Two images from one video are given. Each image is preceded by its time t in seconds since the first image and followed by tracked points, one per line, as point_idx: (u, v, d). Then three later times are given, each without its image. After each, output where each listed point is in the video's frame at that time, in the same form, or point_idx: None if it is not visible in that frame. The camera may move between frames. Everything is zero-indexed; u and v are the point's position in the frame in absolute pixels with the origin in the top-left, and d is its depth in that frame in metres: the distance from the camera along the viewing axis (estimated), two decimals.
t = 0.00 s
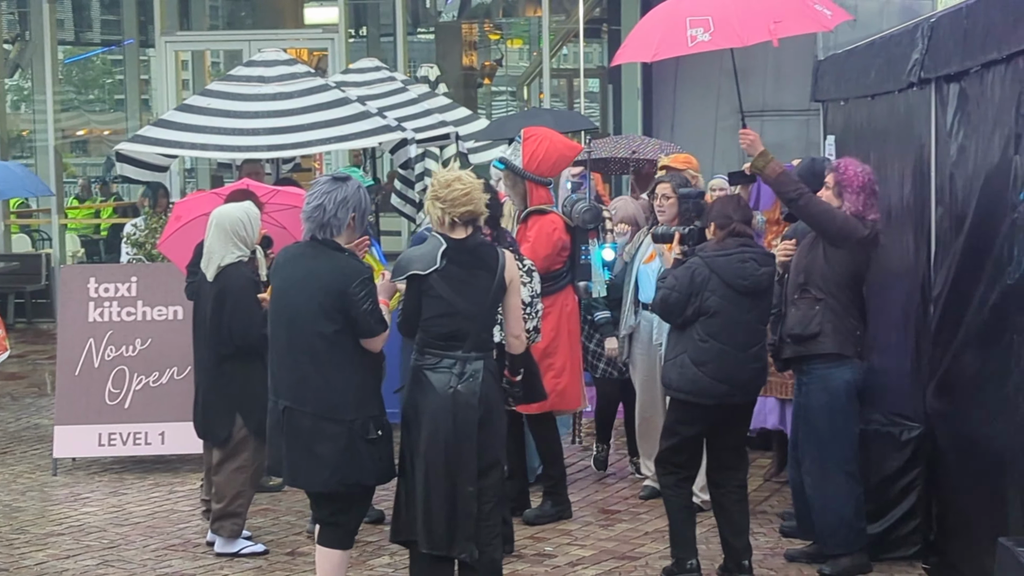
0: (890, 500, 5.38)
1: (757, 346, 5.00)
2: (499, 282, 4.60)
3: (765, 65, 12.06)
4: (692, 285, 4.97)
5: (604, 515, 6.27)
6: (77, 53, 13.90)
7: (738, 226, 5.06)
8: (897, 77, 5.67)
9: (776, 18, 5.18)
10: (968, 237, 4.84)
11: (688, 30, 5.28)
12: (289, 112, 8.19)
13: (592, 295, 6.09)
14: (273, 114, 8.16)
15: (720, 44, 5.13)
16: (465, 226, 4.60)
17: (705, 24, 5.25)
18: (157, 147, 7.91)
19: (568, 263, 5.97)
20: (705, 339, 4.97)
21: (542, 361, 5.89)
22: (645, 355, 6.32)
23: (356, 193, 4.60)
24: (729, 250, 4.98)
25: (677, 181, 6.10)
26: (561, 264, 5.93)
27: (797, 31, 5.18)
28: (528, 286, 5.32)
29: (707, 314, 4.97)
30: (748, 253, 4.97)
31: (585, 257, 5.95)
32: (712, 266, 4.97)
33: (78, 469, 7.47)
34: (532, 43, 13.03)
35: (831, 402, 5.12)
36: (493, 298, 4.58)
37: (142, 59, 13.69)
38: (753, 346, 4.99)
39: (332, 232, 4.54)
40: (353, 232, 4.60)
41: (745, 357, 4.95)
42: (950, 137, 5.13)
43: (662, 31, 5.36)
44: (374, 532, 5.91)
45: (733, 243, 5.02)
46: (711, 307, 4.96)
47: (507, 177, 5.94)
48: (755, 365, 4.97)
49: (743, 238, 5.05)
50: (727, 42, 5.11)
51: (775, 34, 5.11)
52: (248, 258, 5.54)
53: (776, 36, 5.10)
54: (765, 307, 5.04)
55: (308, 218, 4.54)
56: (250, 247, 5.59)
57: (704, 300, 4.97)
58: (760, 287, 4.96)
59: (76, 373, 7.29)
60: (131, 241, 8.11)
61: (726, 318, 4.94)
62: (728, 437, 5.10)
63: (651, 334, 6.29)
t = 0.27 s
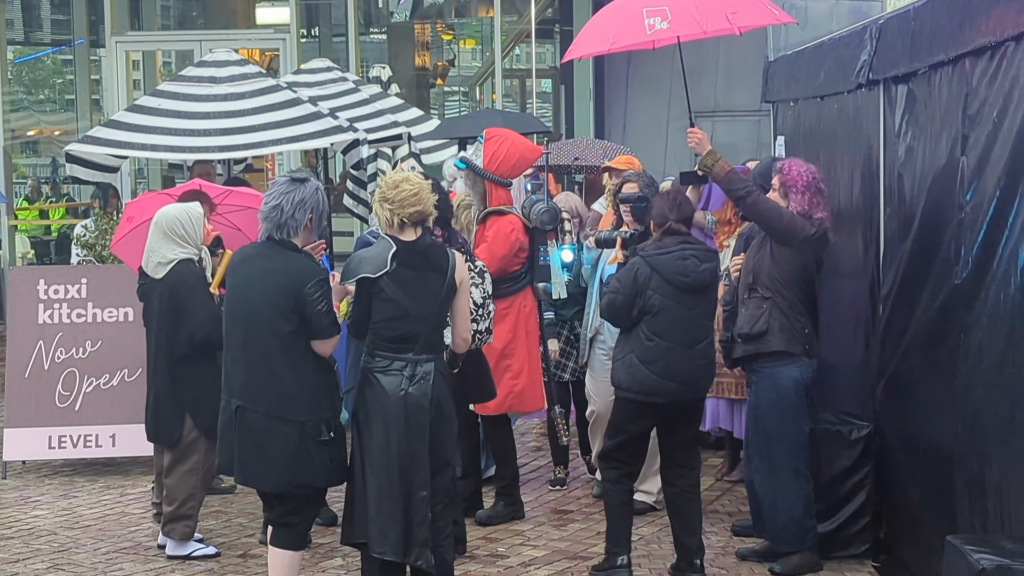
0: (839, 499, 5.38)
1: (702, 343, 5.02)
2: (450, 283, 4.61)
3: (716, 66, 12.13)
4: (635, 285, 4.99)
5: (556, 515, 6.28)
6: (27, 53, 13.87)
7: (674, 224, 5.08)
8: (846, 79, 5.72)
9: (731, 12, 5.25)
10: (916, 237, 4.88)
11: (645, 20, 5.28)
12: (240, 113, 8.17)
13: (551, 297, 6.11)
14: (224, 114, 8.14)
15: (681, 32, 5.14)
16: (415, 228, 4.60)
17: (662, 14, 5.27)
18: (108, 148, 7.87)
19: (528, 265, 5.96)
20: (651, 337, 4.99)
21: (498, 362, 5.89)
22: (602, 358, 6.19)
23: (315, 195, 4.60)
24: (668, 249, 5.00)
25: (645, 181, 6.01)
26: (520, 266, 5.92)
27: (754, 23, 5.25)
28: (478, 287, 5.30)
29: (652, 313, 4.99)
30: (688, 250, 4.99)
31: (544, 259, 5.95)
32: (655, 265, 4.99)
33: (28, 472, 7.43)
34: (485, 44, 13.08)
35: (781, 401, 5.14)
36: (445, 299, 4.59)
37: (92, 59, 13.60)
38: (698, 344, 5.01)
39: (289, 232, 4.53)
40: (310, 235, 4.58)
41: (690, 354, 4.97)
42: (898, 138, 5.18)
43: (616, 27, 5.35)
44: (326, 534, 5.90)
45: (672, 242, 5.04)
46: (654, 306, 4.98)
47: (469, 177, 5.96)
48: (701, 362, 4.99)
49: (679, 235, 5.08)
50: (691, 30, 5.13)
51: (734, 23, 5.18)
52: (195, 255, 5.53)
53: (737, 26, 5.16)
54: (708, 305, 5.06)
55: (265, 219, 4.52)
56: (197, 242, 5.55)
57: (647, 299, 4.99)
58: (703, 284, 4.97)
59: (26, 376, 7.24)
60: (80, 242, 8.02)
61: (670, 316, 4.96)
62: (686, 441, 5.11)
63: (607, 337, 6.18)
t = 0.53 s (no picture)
0: (804, 498, 5.36)
1: (639, 340, 5.02)
2: (414, 284, 4.61)
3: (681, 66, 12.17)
4: (569, 284, 5.01)
5: (522, 515, 6.29)
6: None
7: (608, 222, 5.06)
8: (811, 79, 5.74)
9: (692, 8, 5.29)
10: (881, 237, 4.91)
11: (608, 17, 5.28)
12: (205, 113, 8.15)
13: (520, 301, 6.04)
14: (189, 114, 8.12)
15: (645, 25, 5.14)
16: (379, 228, 4.59)
17: (625, 10, 5.26)
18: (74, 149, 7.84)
19: (500, 267, 5.97)
20: (586, 335, 5.01)
21: (467, 362, 5.91)
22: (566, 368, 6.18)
23: (286, 197, 4.57)
24: (600, 246, 5.02)
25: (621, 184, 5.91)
26: (492, 267, 5.91)
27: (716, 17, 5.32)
28: (444, 288, 5.29)
29: (585, 311, 5.01)
30: (620, 246, 5.00)
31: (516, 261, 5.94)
32: (587, 262, 5.00)
33: None
34: (450, 44, 13.07)
35: (747, 400, 5.14)
36: (409, 299, 4.60)
37: (57, 59, 13.49)
38: (636, 340, 5.02)
39: (258, 231, 4.51)
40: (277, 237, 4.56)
41: (628, 351, 4.97)
42: (863, 139, 5.21)
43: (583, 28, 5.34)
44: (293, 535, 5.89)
45: (603, 240, 5.05)
46: (587, 304, 5.00)
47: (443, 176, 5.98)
48: (640, 358, 4.99)
49: (612, 233, 5.07)
50: (654, 23, 5.16)
51: (697, 18, 5.23)
52: (161, 254, 5.47)
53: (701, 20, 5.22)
54: (644, 301, 5.06)
55: (236, 216, 4.51)
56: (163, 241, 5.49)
57: (580, 297, 5.01)
58: (635, 279, 4.98)
59: None
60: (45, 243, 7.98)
61: (604, 313, 4.98)
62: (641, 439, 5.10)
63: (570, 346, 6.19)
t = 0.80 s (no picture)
0: (786, 497, 5.37)
1: (585, 337, 4.99)
2: (395, 282, 4.61)
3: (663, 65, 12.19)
4: (514, 279, 5.05)
5: (505, 514, 6.29)
6: None
7: (557, 219, 5.06)
8: (794, 79, 5.75)
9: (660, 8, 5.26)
10: (864, 236, 4.92)
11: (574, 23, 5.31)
12: (187, 112, 8.13)
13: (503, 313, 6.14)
14: (171, 113, 8.10)
15: (608, 28, 5.16)
16: (360, 227, 4.59)
17: (591, 15, 5.28)
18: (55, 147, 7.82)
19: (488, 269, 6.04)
20: (531, 330, 5.02)
21: (453, 361, 5.92)
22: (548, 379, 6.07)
23: (275, 197, 4.56)
24: (543, 241, 5.04)
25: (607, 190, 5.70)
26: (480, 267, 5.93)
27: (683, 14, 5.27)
28: (427, 290, 5.30)
29: (530, 306, 5.02)
30: (563, 242, 5.01)
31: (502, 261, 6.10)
32: (531, 258, 5.02)
33: None
34: (432, 43, 13.11)
35: (730, 399, 5.15)
36: (391, 297, 4.60)
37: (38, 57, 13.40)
38: (581, 337, 4.99)
39: (241, 228, 4.49)
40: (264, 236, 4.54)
41: (570, 347, 4.96)
42: (846, 138, 5.21)
43: (552, 36, 5.38)
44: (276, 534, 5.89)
45: (549, 236, 5.06)
46: (530, 299, 5.01)
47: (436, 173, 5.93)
48: (582, 354, 4.95)
49: (560, 230, 5.07)
50: (617, 24, 5.16)
51: (662, 18, 5.20)
52: (143, 254, 5.46)
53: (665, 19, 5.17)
54: (592, 297, 5.02)
55: (223, 211, 4.50)
56: (146, 244, 5.49)
57: (524, 293, 5.03)
58: (578, 275, 4.97)
59: None
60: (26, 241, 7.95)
61: (547, 308, 4.98)
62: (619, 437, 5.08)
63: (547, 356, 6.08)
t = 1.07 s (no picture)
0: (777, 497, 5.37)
1: (555, 337, 4.91)
2: (386, 282, 4.60)
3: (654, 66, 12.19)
4: (486, 282, 4.99)
5: (496, 515, 6.29)
6: None
7: (530, 220, 5.03)
8: (785, 79, 5.75)
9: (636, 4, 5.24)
10: (854, 236, 4.92)
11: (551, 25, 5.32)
12: (177, 112, 8.12)
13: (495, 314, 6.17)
14: (161, 113, 8.09)
15: (581, 26, 5.16)
16: (350, 227, 4.60)
17: (568, 15, 5.29)
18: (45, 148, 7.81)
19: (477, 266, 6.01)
20: (503, 332, 4.96)
21: (444, 361, 5.92)
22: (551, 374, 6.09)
23: (267, 198, 4.57)
24: (511, 243, 4.99)
25: (594, 187, 5.59)
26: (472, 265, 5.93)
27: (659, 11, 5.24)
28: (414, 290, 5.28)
29: (502, 308, 4.95)
30: (531, 243, 4.95)
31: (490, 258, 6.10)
32: (501, 260, 4.97)
33: None
34: (423, 43, 13.11)
35: (720, 400, 5.14)
36: (382, 297, 4.58)
37: (28, 57, 13.46)
38: (552, 337, 4.91)
39: (231, 228, 4.49)
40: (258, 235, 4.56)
41: (541, 348, 4.88)
42: (836, 139, 5.22)
43: (530, 37, 5.41)
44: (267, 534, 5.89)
45: (518, 238, 5.02)
46: (502, 302, 4.95)
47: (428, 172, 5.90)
48: (553, 356, 4.86)
49: (532, 232, 5.04)
50: (591, 23, 5.16)
51: (636, 14, 5.16)
52: (127, 256, 5.45)
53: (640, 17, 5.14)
54: (564, 297, 4.94)
55: (215, 211, 4.50)
56: (130, 246, 5.47)
57: (496, 295, 4.96)
58: (546, 276, 4.90)
59: None
60: (17, 242, 7.95)
61: (518, 309, 4.92)
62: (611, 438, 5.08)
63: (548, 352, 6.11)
